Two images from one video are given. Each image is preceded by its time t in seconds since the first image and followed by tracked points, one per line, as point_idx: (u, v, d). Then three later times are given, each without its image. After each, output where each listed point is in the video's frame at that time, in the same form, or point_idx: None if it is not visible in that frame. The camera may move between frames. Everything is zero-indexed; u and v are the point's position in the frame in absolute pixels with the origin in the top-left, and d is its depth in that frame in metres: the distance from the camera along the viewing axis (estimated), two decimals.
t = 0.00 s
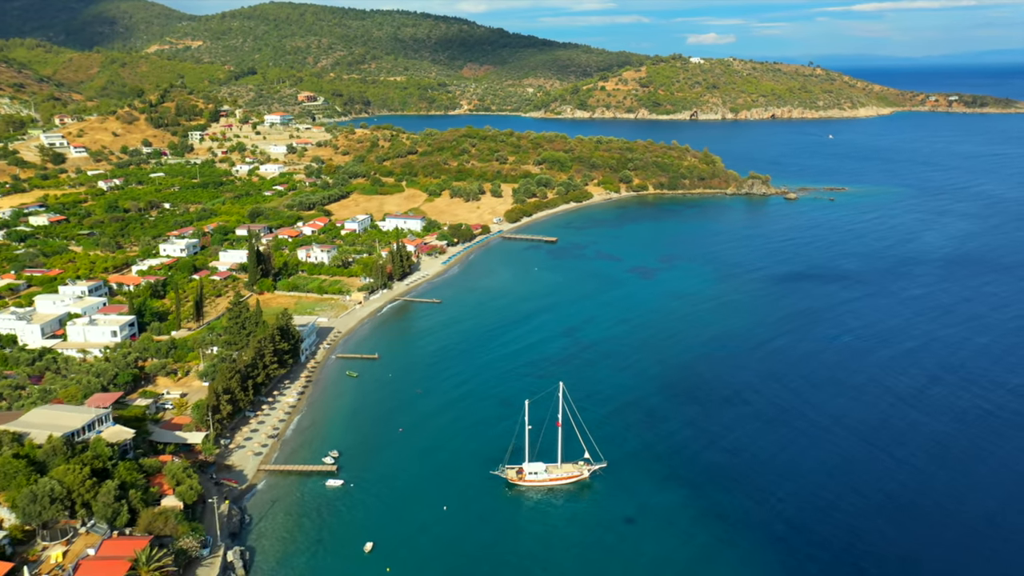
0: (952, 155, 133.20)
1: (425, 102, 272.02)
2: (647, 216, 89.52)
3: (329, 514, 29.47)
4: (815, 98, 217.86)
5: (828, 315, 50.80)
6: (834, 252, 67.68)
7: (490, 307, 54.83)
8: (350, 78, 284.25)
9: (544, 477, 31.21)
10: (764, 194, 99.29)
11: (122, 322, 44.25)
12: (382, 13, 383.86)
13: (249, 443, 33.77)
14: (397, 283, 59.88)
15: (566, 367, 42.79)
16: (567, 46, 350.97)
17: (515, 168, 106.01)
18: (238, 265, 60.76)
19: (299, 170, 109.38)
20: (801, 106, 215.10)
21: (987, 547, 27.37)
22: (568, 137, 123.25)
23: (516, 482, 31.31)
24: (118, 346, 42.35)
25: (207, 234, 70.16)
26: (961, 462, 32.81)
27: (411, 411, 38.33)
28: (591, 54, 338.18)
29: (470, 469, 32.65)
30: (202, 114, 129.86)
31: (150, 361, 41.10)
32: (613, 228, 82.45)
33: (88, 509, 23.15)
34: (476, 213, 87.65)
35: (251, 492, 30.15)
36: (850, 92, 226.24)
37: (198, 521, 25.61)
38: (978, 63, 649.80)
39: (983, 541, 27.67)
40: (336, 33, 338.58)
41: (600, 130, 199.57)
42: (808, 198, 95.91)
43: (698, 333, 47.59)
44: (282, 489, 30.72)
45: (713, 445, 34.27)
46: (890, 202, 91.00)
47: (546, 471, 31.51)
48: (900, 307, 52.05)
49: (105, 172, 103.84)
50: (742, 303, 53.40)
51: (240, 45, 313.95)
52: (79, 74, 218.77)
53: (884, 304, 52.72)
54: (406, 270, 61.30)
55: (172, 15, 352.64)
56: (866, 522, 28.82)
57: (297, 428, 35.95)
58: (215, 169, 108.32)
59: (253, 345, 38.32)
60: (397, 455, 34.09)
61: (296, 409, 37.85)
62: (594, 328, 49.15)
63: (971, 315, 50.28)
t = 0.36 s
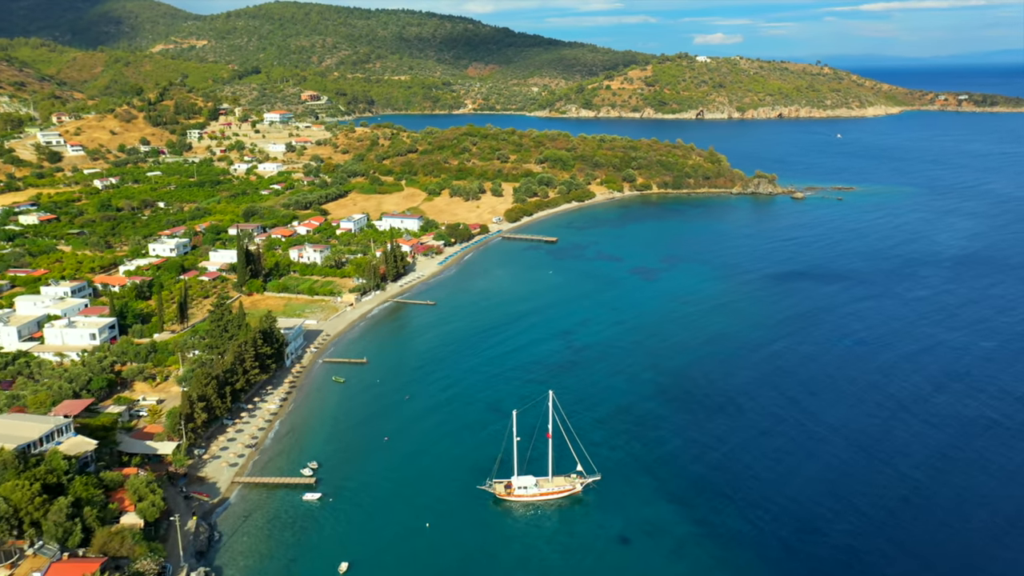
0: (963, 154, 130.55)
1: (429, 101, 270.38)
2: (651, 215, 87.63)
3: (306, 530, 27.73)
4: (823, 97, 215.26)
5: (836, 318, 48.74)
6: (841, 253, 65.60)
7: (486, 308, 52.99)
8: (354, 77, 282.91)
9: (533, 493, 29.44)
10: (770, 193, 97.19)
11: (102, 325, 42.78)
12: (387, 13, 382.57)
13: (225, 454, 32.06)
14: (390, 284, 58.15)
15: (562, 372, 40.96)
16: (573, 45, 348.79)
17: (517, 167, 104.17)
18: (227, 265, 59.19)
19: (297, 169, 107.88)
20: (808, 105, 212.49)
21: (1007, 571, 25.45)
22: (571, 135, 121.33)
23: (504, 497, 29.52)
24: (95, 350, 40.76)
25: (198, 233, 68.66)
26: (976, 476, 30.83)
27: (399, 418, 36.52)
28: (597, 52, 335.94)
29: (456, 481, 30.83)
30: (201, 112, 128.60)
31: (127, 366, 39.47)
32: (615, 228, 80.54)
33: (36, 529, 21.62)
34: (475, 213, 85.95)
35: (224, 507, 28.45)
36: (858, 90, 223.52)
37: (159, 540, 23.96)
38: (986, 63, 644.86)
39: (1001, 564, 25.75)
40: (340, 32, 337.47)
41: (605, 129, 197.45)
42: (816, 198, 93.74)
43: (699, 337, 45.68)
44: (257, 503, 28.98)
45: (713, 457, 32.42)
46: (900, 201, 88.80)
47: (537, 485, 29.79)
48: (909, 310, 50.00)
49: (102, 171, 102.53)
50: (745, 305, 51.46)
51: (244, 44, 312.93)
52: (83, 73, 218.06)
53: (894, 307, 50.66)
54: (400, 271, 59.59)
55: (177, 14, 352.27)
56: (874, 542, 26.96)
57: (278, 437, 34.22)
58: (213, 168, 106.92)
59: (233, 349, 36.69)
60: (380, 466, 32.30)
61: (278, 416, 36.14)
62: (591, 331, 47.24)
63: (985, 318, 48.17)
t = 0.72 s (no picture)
0: (974, 153, 127.97)
1: (433, 100, 268.78)
2: (655, 215, 85.64)
3: (279, 549, 25.99)
4: (831, 96, 212.51)
5: (844, 321, 46.69)
6: (851, 253, 63.44)
7: (481, 310, 51.10)
8: (358, 76, 281.65)
9: (522, 508, 27.66)
10: (777, 193, 95.02)
11: (80, 327, 41.28)
12: (392, 12, 381.25)
13: (198, 466, 30.35)
14: (384, 286, 56.45)
15: (558, 378, 39.09)
16: (579, 44, 346.51)
17: (518, 165, 102.26)
18: (216, 265, 57.66)
19: (296, 167, 106.37)
20: (816, 104, 209.79)
21: None
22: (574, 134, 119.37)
23: (491, 514, 27.74)
24: (71, 353, 39.24)
25: (190, 232, 67.19)
26: (993, 492, 28.88)
27: (385, 427, 34.72)
28: (602, 51, 333.51)
29: (441, 497, 28.97)
30: (200, 111, 127.36)
31: (103, 370, 37.88)
32: (618, 228, 78.55)
33: None
34: (474, 212, 84.24)
35: (192, 525, 26.73)
36: (867, 89, 220.69)
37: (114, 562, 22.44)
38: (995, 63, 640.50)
39: None
40: (345, 31, 336.42)
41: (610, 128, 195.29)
42: (825, 197, 91.48)
43: (702, 342, 43.66)
44: (227, 520, 27.26)
45: (714, 470, 30.55)
46: (910, 200, 86.50)
47: (526, 501, 28.01)
48: (922, 312, 47.93)
49: (98, 170, 101.23)
50: (749, 308, 49.51)
51: (249, 44, 311.97)
52: (86, 72, 217.48)
53: (904, 309, 48.65)
54: (393, 272, 57.86)
55: (183, 14, 352.01)
56: (884, 564, 25.10)
57: (256, 447, 32.45)
58: (210, 167, 105.55)
59: (210, 353, 35.11)
60: (362, 479, 30.47)
61: (257, 424, 34.42)
62: (590, 334, 45.38)
63: (1000, 322, 46.03)
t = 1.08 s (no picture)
0: (984, 152, 125.60)
1: (437, 99, 267.19)
2: (657, 215, 83.76)
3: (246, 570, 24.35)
4: (838, 94, 209.94)
5: (851, 324, 44.75)
6: (859, 253, 61.40)
7: (474, 312, 49.35)
8: (362, 75, 280.22)
9: (507, 527, 25.90)
10: (783, 192, 93.00)
11: (56, 330, 39.71)
12: (397, 11, 379.94)
13: (167, 477, 28.72)
14: (375, 287, 54.79)
15: (551, 385, 37.31)
16: (584, 44, 344.48)
17: (519, 164, 100.43)
18: (204, 265, 56.10)
19: (294, 166, 104.93)
20: (823, 103, 207.32)
21: None
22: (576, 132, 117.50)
23: (475, 531, 25.99)
24: (44, 357, 37.67)
25: (180, 232, 65.71)
26: (1010, 509, 26.99)
27: (367, 436, 33.02)
28: (608, 50, 331.23)
29: (421, 513, 27.25)
30: (198, 108, 126.06)
31: (77, 375, 36.29)
32: (619, 228, 76.69)
33: None
34: (473, 211, 82.51)
35: (155, 542, 25.12)
36: (875, 88, 218.03)
37: None
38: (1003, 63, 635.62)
39: None
40: (350, 31, 335.15)
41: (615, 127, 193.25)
42: (832, 197, 89.40)
43: (702, 347, 41.80)
44: (194, 537, 25.61)
45: (712, 484, 28.73)
46: (920, 200, 84.35)
47: (512, 518, 26.27)
48: (931, 315, 45.98)
49: (94, 168, 99.88)
50: (753, 311, 47.62)
51: (254, 43, 310.98)
52: (90, 71, 216.74)
53: (913, 311, 46.69)
54: (386, 273, 56.19)
55: (189, 13, 351.61)
56: None
57: (230, 457, 30.81)
58: (208, 165, 104.17)
59: (186, 358, 33.50)
60: (340, 493, 28.78)
61: (233, 432, 32.77)
62: (586, 339, 43.56)
63: (1014, 326, 44.02)
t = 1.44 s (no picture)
0: (996, 151, 123.03)
1: (442, 99, 265.61)
2: (660, 214, 81.84)
3: None
4: (847, 94, 207.28)
5: (858, 328, 42.82)
6: (867, 253, 59.39)
7: (468, 315, 47.49)
8: (367, 75, 278.93)
9: (489, 546, 24.15)
10: (790, 191, 90.95)
11: (30, 332, 38.23)
12: (402, 11, 378.61)
13: (131, 492, 27.04)
14: (367, 288, 53.09)
15: (544, 392, 35.43)
16: (590, 43, 342.34)
17: (520, 162, 98.60)
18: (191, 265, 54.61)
19: (292, 164, 103.48)
20: (831, 102, 204.74)
21: None
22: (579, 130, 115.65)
23: (456, 551, 24.20)
24: (16, 360, 36.19)
25: (170, 231, 64.30)
26: None
27: (348, 447, 31.20)
28: (614, 49, 328.93)
29: (399, 533, 25.38)
30: (197, 107, 124.88)
31: (47, 381, 34.73)
32: (621, 228, 74.79)
33: None
34: (471, 210, 80.79)
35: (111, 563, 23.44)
36: (883, 87, 215.27)
37: None
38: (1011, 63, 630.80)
39: None
40: (355, 30, 333.94)
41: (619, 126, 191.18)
42: (840, 196, 87.30)
43: (701, 351, 39.95)
44: (155, 556, 23.95)
45: (710, 499, 26.91)
46: (930, 199, 82.19)
47: (496, 537, 24.51)
48: (942, 318, 44.01)
49: (90, 166, 98.60)
50: (755, 313, 45.74)
51: (258, 42, 310.03)
52: (94, 70, 215.97)
53: (922, 314, 44.75)
54: (378, 274, 54.50)
55: (194, 13, 351.20)
56: None
57: (200, 469, 29.08)
58: (205, 163, 102.80)
59: (158, 363, 31.89)
60: (314, 509, 26.97)
61: (207, 442, 31.06)
62: (583, 343, 41.65)
63: None
